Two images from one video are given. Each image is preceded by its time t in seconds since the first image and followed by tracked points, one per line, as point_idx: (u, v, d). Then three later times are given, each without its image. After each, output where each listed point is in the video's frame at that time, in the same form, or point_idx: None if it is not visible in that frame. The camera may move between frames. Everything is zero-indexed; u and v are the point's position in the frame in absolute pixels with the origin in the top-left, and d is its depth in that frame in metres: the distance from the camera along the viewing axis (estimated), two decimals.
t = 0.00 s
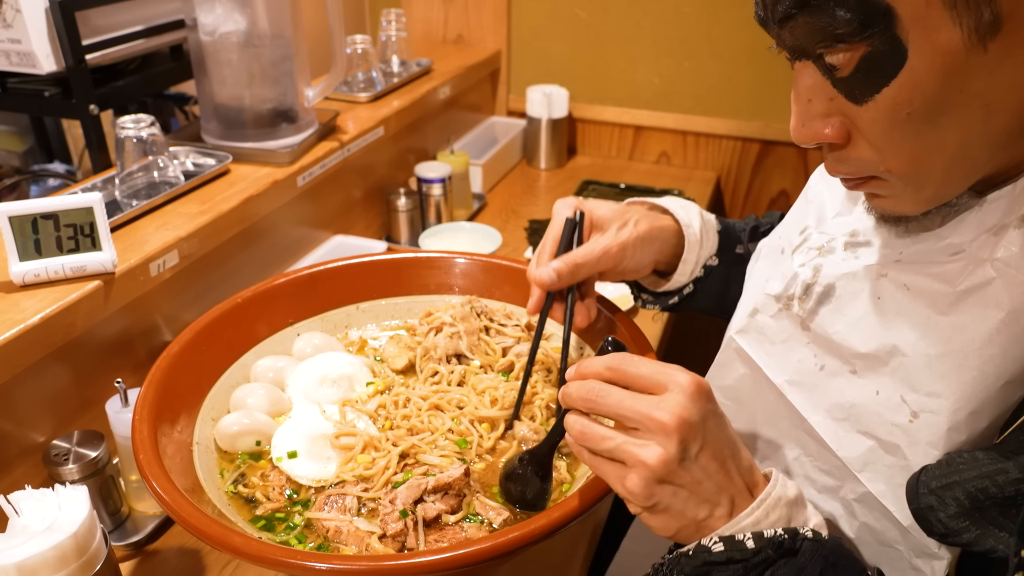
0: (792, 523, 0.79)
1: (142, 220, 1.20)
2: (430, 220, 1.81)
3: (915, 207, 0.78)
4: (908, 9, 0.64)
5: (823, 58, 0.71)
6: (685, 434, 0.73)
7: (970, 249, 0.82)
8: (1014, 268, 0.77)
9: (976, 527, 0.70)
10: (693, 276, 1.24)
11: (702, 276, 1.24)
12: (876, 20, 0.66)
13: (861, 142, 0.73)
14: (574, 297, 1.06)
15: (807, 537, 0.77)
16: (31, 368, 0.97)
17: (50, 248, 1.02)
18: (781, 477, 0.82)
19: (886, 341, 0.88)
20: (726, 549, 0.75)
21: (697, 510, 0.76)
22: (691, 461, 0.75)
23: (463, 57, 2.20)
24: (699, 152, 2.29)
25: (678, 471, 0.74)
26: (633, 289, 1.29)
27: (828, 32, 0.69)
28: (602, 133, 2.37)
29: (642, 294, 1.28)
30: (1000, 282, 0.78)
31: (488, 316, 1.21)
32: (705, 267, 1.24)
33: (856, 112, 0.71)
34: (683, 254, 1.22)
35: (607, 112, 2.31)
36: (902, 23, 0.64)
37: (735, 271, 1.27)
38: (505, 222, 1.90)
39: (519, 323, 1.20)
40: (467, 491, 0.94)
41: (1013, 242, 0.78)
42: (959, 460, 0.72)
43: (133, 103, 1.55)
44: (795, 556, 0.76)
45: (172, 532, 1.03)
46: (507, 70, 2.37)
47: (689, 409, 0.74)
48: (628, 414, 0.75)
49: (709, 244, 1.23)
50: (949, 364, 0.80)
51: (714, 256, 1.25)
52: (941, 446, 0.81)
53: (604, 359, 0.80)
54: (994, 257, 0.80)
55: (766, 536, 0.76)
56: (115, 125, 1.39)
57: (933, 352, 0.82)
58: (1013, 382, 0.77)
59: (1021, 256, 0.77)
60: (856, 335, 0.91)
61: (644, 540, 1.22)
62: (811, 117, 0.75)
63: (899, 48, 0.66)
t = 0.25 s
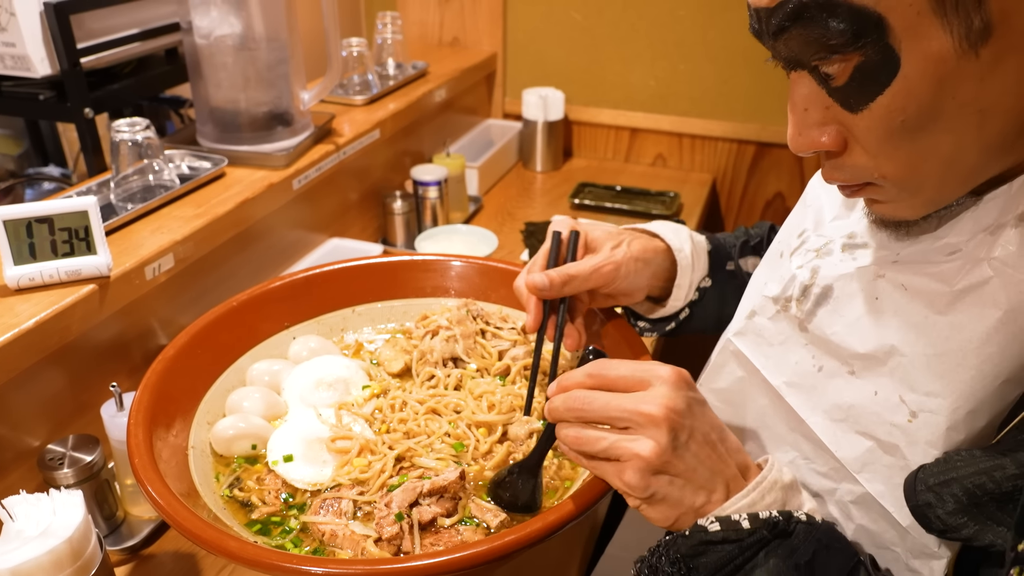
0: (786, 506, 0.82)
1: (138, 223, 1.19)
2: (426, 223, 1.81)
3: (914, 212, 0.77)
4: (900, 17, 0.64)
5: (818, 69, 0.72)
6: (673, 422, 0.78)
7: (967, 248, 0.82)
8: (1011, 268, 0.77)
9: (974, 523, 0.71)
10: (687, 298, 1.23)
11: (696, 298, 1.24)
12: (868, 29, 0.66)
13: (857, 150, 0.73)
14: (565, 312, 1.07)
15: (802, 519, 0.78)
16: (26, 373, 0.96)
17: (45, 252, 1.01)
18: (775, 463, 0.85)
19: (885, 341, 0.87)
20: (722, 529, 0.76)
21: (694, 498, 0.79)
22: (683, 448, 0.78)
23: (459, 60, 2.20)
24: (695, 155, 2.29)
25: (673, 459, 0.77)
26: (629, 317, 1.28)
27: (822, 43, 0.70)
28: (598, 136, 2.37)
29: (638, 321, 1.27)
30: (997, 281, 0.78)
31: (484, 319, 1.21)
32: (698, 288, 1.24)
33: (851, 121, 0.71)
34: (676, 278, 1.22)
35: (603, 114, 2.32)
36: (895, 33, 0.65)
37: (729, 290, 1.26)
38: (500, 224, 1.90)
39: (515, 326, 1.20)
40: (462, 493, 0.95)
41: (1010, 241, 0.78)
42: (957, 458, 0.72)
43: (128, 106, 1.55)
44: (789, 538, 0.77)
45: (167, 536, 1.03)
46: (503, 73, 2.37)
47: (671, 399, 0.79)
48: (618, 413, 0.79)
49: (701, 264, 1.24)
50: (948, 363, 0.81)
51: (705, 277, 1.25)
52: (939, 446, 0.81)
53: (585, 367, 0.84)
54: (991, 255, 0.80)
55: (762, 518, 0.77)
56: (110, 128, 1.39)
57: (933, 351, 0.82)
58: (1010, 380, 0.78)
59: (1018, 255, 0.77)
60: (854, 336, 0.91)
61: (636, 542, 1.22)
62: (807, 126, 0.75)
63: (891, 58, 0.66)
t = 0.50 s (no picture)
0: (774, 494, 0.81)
1: (130, 225, 1.18)
2: (422, 225, 1.80)
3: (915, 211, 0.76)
4: (887, 15, 0.64)
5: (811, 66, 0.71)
6: (651, 429, 0.77)
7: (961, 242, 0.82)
8: (1004, 260, 0.78)
9: (969, 511, 0.69)
10: (682, 302, 1.22)
11: (693, 303, 1.24)
12: (857, 27, 0.66)
13: (851, 146, 0.73)
14: (556, 290, 1.07)
15: (789, 508, 0.78)
16: (17, 376, 0.95)
17: (36, 254, 1.00)
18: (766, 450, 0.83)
19: (879, 335, 0.88)
20: (708, 518, 0.77)
21: (681, 493, 0.79)
22: (665, 451, 0.77)
23: (454, 62, 2.20)
24: (691, 156, 2.29)
25: (655, 464, 0.77)
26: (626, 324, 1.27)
27: (812, 41, 0.69)
28: (593, 138, 2.37)
29: (636, 326, 1.26)
30: (990, 274, 0.78)
31: (480, 321, 1.20)
32: (694, 294, 1.24)
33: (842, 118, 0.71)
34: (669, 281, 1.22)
35: (598, 116, 2.32)
36: (881, 31, 0.65)
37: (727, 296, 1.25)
38: (496, 226, 1.90)
39: (511, 328, 1.20)
40: (460, 497, 0.94)
41: (1004, 235, 0.78)
42: (951, 446, 0.72)
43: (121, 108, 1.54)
44: (776, 526, 0.77)
45: (160, 541, 1.02)
46: (498, 75, 2.36)
47: (649, 403, 0.77)
48: (596, 421, 0.78)
49: (694, 268, 1.24)
50: (942, 356, 0.81)
51: (701, 282, 1.25)
52: (934, 440, 0.80)
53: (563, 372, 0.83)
54: (984, 248, 0.79)
55: (747, 506, 0.78)
56: (103, 130, 1.38)
57: (926, 344, 0.82)
58: (1005, 373, 0.78)
59: (1011, 248, 0.77)
60: (850, 330, 0.91)
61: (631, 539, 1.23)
62: (801, 122, 0.75)
63: (880, 55, 0.66)
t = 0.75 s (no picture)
0: (767, 465, 0.77)
1: (125, 226, 1.18)
2: (419, 226, 1.79)
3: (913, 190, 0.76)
4: None
5: (819, 38, 0.71)
6: (645, 404, 0.70)
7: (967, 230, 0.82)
8: (1010, 249, 0.77)
9: (969, 493, 0.65)
10: (680, 291, 1.22)
11: (692, 293, 1.23)
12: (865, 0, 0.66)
13: (851, 119, 0.73)
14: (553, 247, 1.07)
15: (782, 479, 0.76)
16: (11, 379, 0.95)
17: (30, 256, 1.00)
18: (759, 419, 0.79)
19: (882, 324, 0.87)
20: (697, 488, 0.75)
21: (670, 466, 0.76)
22: (657, 426, 0.72)
23: (451, 62, 2.19)
24: (689, 156, 2.29)
25: (648, 439, 0.72)
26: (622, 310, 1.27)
27: (820, 13, 0.69)
28: (591, 138, 2.37)
29: (631, 314, 1.26)
30: (996, 262, 0.78)
31: (477, 322, 1.19)
32: (693, 285, 1.23)
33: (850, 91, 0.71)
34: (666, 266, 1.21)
35: (596, 116, 2.31)
36: (890, 7, 0.65)
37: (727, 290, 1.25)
38: (494, 227, 1.89)
39: (509, 329, 1.18)
40: (458, 500, 0.93)
41: (1010, 223, 0.77)
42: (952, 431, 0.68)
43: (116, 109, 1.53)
44: (766, 497, 0.76)
45: (156, 545, 1.01)
46: (495, 76, 2.36)
47: (647, 376, 0.70)
48: (587, 391, 0.72)
49: (693, 259, 1.23)
50: (943, 344, 0.80)
51: (700, 274, 1.24)
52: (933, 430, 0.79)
53: (557, 326, 0.76)
54: (991, 237, 0.79)
55: (738, 477, 0.75)
56: (98, 131, 1.38)
57: (928, 334, 0.81)
58: (1007, 363, 0.76)
59: (1017, 237, 0.77)
60: (853, 319, 0.91)
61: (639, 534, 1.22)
62: (804, 96, 0.75)
63: (887, 31, 0.65)
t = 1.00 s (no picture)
0: (772, 398, 0.72)
1: (122, 227, 1.17)
2: (417, 227, 1.79)
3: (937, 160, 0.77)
4: None
5: None
6: (662, 312, 0.67)
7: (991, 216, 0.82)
8: None
9: (978, 463, 0.62)
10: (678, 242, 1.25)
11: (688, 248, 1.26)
12: None
13: (887, 84, 0.72)
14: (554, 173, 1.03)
15: (786, 415, 0.69)
16: (6, 380, 0.94)
17: (25, 257, 0.99)
18: (770, 351, 0.75)
19: (896, 313, 0.88)
20: (698, 411, 0.68)
21: (673, 385, 0.73)
22: (669, 337, 0.70)
23: (448, 63, 2.19)
24: (686, 157, 2.29)
25: (658, 350, 0.70)
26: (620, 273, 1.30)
27: None
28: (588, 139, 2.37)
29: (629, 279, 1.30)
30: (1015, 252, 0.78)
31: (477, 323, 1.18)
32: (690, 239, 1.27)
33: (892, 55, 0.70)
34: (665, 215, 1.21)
35: (593, 117, 2.31)
36: None
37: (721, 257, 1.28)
38: (491, 228, 1.89)
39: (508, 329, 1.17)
40: (458, 501, 0.93)
41: None
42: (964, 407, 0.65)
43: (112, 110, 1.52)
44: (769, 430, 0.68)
45: (153, 548, 1.00)
46: (493, 77, 2.36)
47: (669, 283, 0.67)
48: (603, 292, 0.70)
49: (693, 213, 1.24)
50: (955, 335, 0.80)
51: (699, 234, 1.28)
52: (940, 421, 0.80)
53: (578, 225, 0.73)
54: (1012, 225, 0.79)
55: (742, 406, 0.68)
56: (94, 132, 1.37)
57: (942, 322, 0.82)
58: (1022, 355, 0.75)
59: None
60: (868, 306, 0.92)
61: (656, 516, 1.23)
62: (843, 55, 0.75)
63: None
